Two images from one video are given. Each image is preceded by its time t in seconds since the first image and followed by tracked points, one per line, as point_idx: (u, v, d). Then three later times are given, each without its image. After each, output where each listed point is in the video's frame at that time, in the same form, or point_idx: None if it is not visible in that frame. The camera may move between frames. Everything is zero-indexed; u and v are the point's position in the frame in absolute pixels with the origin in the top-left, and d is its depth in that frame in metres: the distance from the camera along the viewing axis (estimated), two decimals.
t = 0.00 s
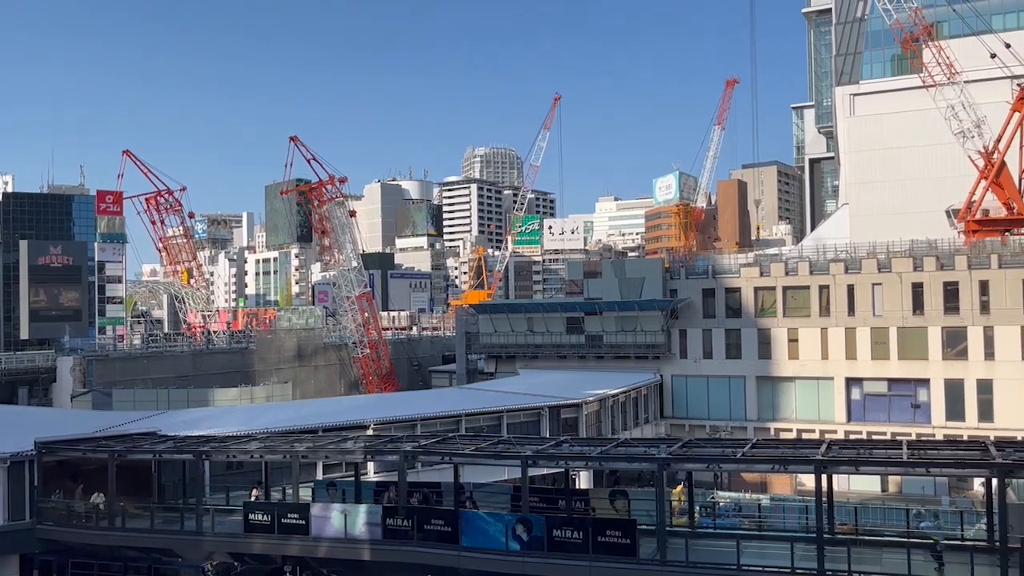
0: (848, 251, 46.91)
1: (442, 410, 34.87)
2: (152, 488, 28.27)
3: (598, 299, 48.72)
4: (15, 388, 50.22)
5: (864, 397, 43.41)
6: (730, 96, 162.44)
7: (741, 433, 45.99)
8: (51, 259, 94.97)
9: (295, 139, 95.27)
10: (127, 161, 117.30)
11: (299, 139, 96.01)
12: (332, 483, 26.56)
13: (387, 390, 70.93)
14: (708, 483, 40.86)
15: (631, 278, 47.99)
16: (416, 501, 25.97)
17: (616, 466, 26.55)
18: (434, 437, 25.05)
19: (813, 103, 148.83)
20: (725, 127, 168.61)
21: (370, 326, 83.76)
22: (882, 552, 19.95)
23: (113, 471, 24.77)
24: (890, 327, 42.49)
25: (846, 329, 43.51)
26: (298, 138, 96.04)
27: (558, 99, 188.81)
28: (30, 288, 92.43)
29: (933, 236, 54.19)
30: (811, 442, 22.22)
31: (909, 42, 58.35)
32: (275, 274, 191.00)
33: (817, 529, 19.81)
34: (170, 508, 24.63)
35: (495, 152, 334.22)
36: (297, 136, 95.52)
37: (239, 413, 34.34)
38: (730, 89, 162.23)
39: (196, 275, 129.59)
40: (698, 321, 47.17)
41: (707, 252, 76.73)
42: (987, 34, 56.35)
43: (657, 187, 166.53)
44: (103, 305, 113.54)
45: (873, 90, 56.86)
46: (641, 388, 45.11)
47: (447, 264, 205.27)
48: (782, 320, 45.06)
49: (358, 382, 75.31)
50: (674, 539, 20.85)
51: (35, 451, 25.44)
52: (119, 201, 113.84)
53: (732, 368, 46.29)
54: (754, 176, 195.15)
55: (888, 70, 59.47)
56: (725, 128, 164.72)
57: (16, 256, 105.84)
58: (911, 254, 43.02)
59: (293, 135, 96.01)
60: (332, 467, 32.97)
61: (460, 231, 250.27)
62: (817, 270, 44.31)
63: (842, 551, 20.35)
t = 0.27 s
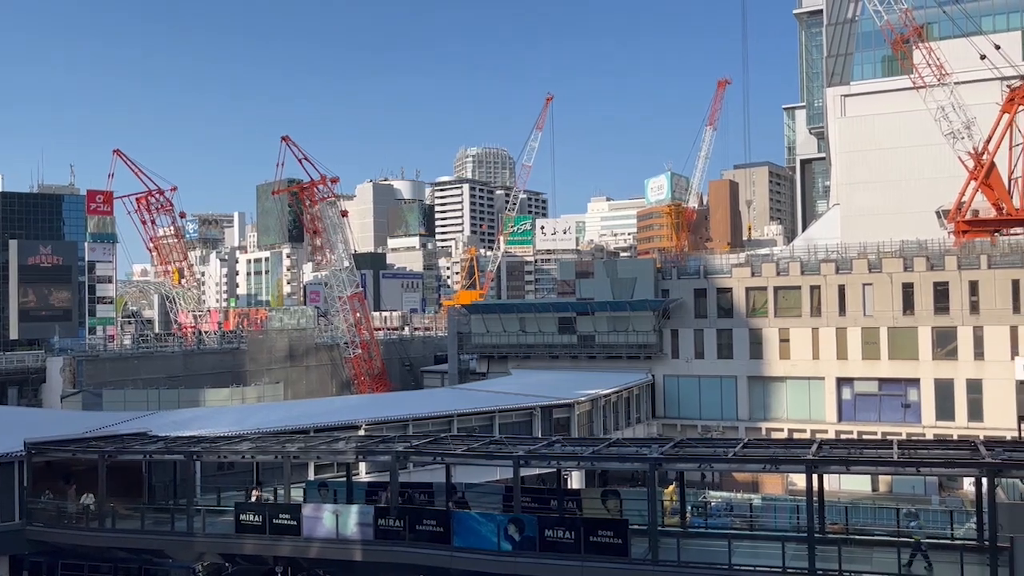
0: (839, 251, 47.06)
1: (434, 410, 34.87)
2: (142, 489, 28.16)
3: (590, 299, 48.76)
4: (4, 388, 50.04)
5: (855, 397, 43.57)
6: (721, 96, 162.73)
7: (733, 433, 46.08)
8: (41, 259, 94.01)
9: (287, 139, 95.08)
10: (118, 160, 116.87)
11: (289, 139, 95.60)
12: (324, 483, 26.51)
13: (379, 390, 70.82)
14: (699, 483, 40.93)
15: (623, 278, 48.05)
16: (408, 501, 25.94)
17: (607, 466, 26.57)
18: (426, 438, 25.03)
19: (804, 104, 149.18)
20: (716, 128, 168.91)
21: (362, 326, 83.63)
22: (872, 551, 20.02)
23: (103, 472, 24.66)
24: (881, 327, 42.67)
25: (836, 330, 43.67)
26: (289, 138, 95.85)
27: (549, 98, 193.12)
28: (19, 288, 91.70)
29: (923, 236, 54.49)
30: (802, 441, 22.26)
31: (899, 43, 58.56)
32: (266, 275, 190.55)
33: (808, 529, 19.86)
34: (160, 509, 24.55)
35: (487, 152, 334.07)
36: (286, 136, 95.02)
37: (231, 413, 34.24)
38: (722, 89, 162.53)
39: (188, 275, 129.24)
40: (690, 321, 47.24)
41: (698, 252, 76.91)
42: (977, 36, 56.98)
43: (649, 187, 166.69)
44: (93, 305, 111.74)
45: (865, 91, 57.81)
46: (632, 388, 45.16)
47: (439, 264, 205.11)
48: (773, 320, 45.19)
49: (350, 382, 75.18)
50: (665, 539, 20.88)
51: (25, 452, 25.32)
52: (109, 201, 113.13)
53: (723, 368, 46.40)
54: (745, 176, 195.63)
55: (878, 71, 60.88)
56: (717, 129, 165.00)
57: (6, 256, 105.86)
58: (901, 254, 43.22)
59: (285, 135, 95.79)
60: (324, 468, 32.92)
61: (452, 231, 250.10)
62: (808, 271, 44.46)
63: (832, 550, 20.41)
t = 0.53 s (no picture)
0: (830, 251, 47.20)
1: (426, 410, 34.84)
2: (134, 489, 28.05)
3: (583, 299, 48.79)
4: None
5: (846, 397, 43.72)
6: (713, 97, 163.08)
7: (725, 432, 46.16)
8: (32, 259, 93.02)
9: (278, 139, 94.50)
10: (109, 160, 116.55)
11: (280, 139, 94.83)
12: (316, 484, 26.45)
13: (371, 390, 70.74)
14: (691, 482, 41.00)
15: (616, 278, 48.10)
16: (400, 501, 25.90)
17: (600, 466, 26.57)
18: (418, 438, 24.99)
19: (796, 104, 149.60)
20: (709, 128, 169.26)
21: (354, 326, 83.52)
22: (864, 551, 20.09)
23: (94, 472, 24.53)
24: (872, 326, 42.82)
25: (828, 329, 43.79)
26: (281, 138, 95.73)
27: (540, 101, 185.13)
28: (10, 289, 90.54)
29: (915, 236, 54.75)
30: (793, 441, 22.31)
31: (888, 43, 59.12)
32: (258, 274, 190.08)
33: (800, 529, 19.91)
34: (152, 510, 24.45)
35: (479, 152, 334.03)
36: (280, 136, 95.04)
37: (223, 413, 34.16)
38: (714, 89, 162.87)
39: (179, 275, 128.94)
40: (682, 321, 47.30)
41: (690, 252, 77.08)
42: (967, 37, 57.21)
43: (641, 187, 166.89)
44: (84, 305, 110.76)
45: (856, 92, 57.98)
46: (625, 388, 45.20)
47: (431, 264, 204.97)
48: (765, 320, 45.29)
49: (342, 382, 75.08)
50: (658, 539, 20.90)
51: (15, 452, 25.16)
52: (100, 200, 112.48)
53: (715, 368, 46.48)
54: (737, 176, 196.02)
55: (869, 72, 61.11)
56: (709, 129, 165.36)
57: None
58: (892, 255, 43.40)
59: (277, 135, 95.66)
60: (316, 468, 32.87)
61: (444, 231, 249.97)
62: (800, 271, 44.59)
63: (823, 550, 20.47)
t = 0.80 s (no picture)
0: (822, 251, 47.34)
1: (419, 410, 34.82)
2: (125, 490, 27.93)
3: (575, 299, 48.82)
4: None
5: (837, 397, 43.86)
6: (706, 97, 163.42)
7: (717, 432, 46.24)
8: (21, 259, 92.50)
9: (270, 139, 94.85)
10: (100, 159, 116.31)
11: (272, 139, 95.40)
12: (308, 484, 26.39)
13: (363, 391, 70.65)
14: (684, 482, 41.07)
15: (608, 278, 48.16)
16: (393, 501, 25.85)
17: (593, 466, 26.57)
18: (411, 438, 24.96)
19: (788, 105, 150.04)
20: (701, 128, 169.60)
21: (346, 326, 83.38)
22: (855, 550, 20.16)
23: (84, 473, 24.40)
24: (863, 326, 42.97)
25: (820, 329, 43.92)
26: (273, 138, 95.67)
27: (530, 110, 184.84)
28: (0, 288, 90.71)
29: (906, 236, 54.99)
30: (786, 440, 22.35)
31: (879, 45, 59.60)
32: (250, 274, 189.68)
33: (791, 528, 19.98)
34: (143, 511, 24.34)
35: (472, 152, 333.95)
36: (272, 136, 95.44)
37: (215, 413, 34.05)
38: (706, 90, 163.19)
39: (171, 275, 128.63)
40: (675, 321, 47.36)
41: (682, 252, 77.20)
42: (958, 38, 57.28)
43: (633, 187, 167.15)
44: (75, 305, 111.03)
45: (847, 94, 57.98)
46: (617, 388, 45.24)
47: (424, 264, 204.84)
48: (757, 320, 45.40)
49: (334, 382, 74.98)
50: (650, 538, 20.93)
51: (5, 453, 25.01)
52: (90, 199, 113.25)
53: (707, 368, 46.57)
54: (730, 177, 196.42)
55: (861, 73, 60.93)
56: (701, 129, 165.70)
57: None
58: (884, 255, 43.57)
59: (268, 135, 95.51)
60: (308, 469, 32.79)
61: (437, 231, 249.78)
62: (791, 271, 44.72)
63: (815, 549, 20.52)
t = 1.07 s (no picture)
0: (813, 251, 47.46)
1: (412, 410, 34.79)
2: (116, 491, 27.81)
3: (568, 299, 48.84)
4: None
5: (829, 397, 43.99)
6: (698, 97, 163.71)
7: (710, 432, 46.33)
8: (11, 259, 92.73)
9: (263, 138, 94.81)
10: (91, 158, 115.97)
11: (266, 138, 95.32)
12: (300, 484, 26.35)
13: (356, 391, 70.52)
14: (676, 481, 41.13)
15: (601, 278, 48.20)
16: (385, 501, 25.82)
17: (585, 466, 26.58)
18: (403, 438, 24.94)
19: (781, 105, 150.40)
20: (693, 129, 169.89)
21: (339, 326, 83.19)
22: (847, 550, 20.21)
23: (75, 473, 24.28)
24: (855, 326, 43.11)
25: (812, 329, 44.03)
26: (266, 137, 95.50)
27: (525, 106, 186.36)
28: None
29: (898, 236, 55.19)
30: (778, 440, 22.40)
31: (871, 46, 59.92)
32: (243, 274, 189.17)
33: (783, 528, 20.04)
34: (134, 511, 24.24)
35: (465, 152, 333.83)
36: (266, 136, 95.25)
37: (207, 414, 33.95)
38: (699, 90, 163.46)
39: (162, 274, 128.17)
40: (667, 321, 47.43)
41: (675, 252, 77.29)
42: (949, 39, 57.75)
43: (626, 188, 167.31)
44: (66, 305, 110.60)
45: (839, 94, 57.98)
46: (610, 388, 45.29)
47: (417, 264, 204.67)
48: (749, 320, 45.49)
49: (326, 382, 74.82)
50: (642, 538, 20.97)
51: None
52: (81, 199, 113.15)
53: (700, 368, 46.66)
54: (722, 177, 196.78)
55: (852, 73, 61.95)
56: (694, 129, 165.94)
57: None
58: (875, 255, 43.75)
59: (261, 135, 95.30)
60: (301, 469, 32.72)
61: (430, 231, 249.54)
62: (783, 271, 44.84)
63: (807, 548, 20.57)
